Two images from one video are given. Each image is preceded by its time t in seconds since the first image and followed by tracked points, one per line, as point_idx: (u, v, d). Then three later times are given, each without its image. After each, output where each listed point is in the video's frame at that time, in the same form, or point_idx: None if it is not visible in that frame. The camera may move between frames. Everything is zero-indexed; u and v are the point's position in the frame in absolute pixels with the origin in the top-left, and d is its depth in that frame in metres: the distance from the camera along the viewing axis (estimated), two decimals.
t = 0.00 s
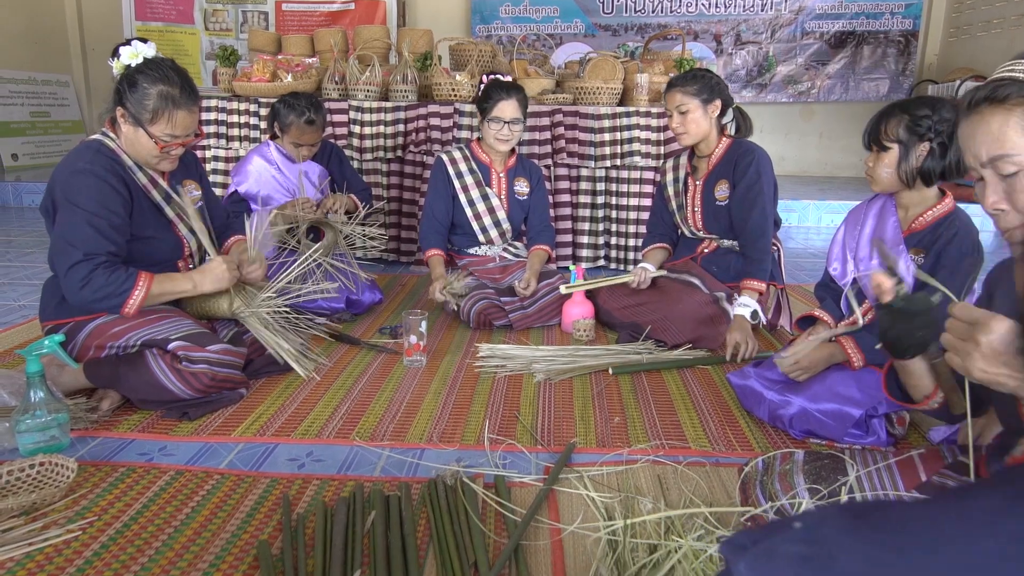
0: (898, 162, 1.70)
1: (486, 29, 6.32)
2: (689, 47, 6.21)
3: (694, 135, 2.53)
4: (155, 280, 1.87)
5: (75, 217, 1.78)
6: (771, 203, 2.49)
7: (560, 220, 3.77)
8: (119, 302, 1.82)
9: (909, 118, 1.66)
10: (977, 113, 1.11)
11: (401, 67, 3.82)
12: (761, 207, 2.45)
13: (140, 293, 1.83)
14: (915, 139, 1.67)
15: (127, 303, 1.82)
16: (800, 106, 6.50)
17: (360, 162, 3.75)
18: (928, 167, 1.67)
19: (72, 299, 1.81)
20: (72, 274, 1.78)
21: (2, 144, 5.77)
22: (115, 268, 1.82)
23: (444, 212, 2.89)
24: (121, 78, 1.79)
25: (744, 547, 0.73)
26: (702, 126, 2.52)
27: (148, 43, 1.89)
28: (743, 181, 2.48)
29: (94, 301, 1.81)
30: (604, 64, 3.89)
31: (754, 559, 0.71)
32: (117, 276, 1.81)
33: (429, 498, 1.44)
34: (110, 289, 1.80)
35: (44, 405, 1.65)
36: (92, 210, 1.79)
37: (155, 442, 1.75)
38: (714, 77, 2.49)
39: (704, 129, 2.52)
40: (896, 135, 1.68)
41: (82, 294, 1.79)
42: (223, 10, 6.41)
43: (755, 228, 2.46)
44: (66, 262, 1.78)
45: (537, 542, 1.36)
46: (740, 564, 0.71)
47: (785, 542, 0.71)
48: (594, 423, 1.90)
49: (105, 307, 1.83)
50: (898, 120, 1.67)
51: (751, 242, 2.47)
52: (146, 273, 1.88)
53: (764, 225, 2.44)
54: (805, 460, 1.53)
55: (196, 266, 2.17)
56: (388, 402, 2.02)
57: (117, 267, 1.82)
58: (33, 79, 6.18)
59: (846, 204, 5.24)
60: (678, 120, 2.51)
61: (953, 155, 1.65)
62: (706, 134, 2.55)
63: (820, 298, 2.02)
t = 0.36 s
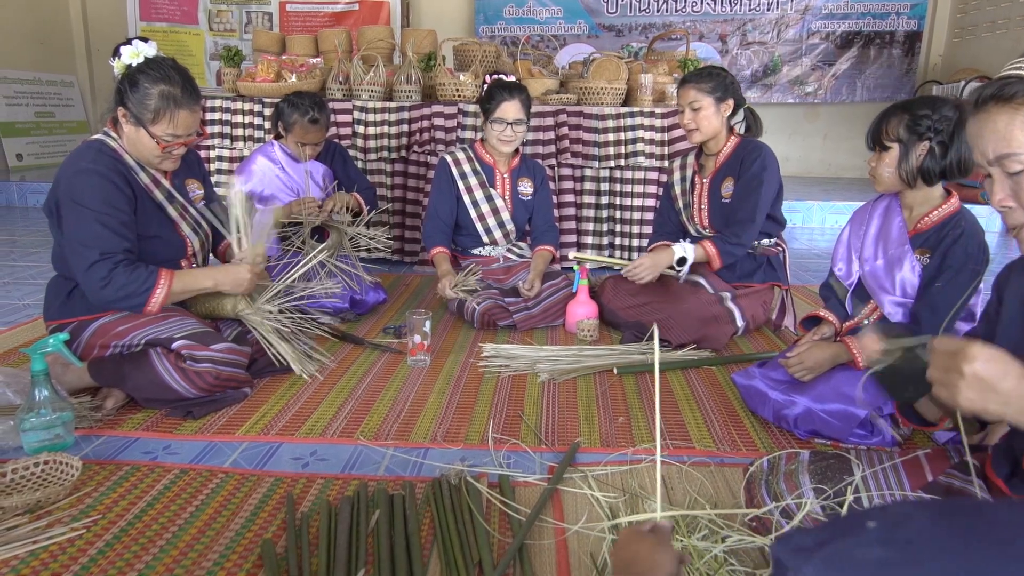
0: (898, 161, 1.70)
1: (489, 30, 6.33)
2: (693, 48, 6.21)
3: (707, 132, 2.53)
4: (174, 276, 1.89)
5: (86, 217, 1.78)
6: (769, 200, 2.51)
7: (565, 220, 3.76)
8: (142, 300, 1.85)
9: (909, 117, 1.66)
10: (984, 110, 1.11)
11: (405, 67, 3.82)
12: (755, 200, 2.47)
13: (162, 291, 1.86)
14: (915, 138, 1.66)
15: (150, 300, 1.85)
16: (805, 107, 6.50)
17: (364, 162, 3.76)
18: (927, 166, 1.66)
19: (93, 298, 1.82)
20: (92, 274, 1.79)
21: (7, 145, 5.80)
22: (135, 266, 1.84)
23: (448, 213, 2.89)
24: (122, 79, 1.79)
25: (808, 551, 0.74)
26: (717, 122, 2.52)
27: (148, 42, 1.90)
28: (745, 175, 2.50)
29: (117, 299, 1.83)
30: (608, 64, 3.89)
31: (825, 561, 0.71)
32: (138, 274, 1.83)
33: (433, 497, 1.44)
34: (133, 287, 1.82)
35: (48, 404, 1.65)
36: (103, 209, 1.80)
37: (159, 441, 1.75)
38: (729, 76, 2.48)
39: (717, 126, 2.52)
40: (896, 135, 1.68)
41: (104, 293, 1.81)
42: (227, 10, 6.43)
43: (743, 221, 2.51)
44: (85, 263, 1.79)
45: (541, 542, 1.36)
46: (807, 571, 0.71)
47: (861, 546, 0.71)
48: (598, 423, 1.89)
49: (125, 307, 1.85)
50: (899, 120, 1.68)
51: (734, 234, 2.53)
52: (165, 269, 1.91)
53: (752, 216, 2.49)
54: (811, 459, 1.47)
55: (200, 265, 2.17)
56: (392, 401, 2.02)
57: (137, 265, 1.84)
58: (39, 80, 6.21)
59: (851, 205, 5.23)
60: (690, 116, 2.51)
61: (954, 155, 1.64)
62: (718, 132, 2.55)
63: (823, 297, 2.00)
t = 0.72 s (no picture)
0: (912, 161, 1.68)
1: (496, 31, 6.33)
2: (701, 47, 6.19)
3: (710, 133, 2.52)
4: (192, 271, 1.92)
5: (103, 213, 1.79)
6: (774, 195, 2.50)
7: (573, 220, 3.76)
8: (160, 295, 1.87)
9: (924, 117, 1.63)
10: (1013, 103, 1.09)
11: (413, 66, 3.82)
12: (760, 194, 2.46)
13: (180, 286, 1.88)
14: (929, 137, 1.64)
15: (167, 297, 1.87)
16: (813, 107, 6.47)
17: (372, 162, 3.76)
18: (940, 166, 1.64)
19: (112, 293, 1.83)
20: (111, 269, 1.80)
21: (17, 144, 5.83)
22: (154, 261, 1.85)
23: (455, 213, 2.89)
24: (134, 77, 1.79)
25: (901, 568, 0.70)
26: (719, 124, 2.51)
27: (161, 41, 1.91)
28: (750, 171, 2.49)
29: (136, 294, 1.84)
30: (617, 64, 3.88)
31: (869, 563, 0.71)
32: (158, 269, 1.85)
33: (444, 497, 1.43)
34: (151, 283, 1.84)
35: (60, 402, 1.65)
36: (120, 206, 1.81)
37: (170, 440, 1.75)
38: (733, 76, 2.47)
39: (721, 126, 2.51)
40: (910, 134, 1.66)
41: (124, 288, 1.82)
42: (235, 11, 6.44)
43: (747, 215, 2.50)
44: (104, 258, 1.80)
45: (553, 542, 1.35)
46: None
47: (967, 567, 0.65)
48: (609, 423, 1.89)
49: (145, 302, 1.87)
50: (914, 119, 1.64)
51: (738, 228, 2.51)
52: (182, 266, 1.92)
53: (758, 211, 2.47)
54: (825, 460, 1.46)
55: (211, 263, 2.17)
56: (402, 401, 2.02)
57: (156, 260, 1.86)
58: (48, 80, 6.23)
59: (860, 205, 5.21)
60: (694, 117, 2.50)
61: (967, 155, 1.63)
62: (720, 132, 2.54)
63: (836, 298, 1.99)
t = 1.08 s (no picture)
0: (932, 161, 1.66)
1: (509, 31, 6.34)
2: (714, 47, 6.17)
3: (726, 132, 2.50)
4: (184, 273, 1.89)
5: (107, 211, 1.80)
6: (790, 196, 2.49)
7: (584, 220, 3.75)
8: (150, 296, 1.84)
9: (944, 117, 1.61)
10: None
11: (426, 67, 3.83)
12: (777, 195, 2.45)
13: (170, 286, 1.85)
14: (949, 138, 1.62)
15: (159, 296, 1.85)
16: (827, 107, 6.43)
17: (384, 162, 3.77)
18: (961, 166, 1.62)
19: (104, 292, 1.83)
20: (104, 268, 1.80)
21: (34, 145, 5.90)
22: (146, 262, 1.84)
23: (466, 213, 2.90)
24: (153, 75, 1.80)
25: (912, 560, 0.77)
26: (735, 123, 2.50)
27: (180, 41, 1.93)
28: (766, 172, 2.48)
29: (126, 294, 1.83)
30: (630, 64, 3.88)
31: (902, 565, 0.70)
32: (147, 270, 1.83)
33: (458, 496, 1.43)
34: (139, 284, 1.82)
35: (78, 399, 1.66)
36: (125, 205, 1.82)
37: (185, 437, 1.76)
38: (750, 75, 2.46)
39: (736, 126, 2.50)
40: (930, 133, 1.63)
41: (114, 287, 1.81)
42: (249, 11, 6.48)
43: (763, 217, 2.48)
44: (99, 256, 1.80)
45: (567, 542, 1.35)
46: None
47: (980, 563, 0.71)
48: (622, 423, 1.88)
49: (136, 301, 1.85)
50: (933, 119, 1.62)
51: (754, 229, 2.50)
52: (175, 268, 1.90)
53: (774, 213, 2.46)
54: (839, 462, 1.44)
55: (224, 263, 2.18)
56: (415, 400, 2.02)
57: (148, 262, 1.85)
58: (64, 81, 6.30)
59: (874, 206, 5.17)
60: (709, 116, 2.49)
61: (989, 155, 1.60)
62: (737, 131, 2.52)
63: (852, 299, 1.98)
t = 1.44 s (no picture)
0: (948, 162, 1.64)
1: (520, 31, 6.34)
2: (725, 47, 6.14)
3: (739, 131, 2.49)
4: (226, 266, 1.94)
5: (136, 213, 1.83)
6: (803, 197, 2.48)
7: (594, 220, 3.75)
8: (196, 291, 1.89)
9: (962, 119, 1.59)
10: None
11: (437, 68, 3.84)
12: (790, 196, 2.44)
13: (216, 279, 1.91)
14: (966, 139, 1.60)
15: (205, 290, 1.89)
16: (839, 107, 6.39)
17: (395, 162, 3.78)
18: (978, 168, 1.61)
19: (148, 290, 1.86)
20: (146, 266, 1.83)
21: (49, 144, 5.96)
22: (186, 257, 1.88)
23: (474, 213, 2.90)
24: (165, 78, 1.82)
25: (858, 559, 0.67)
26: (749, 123, 2.49)
27: (191, 44, 1.94)
28: (778, 173, 2.47)
29: (172, 290, 1.87)
30: (640, 64, 3.87)
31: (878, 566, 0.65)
32: (190, 265, 1.88)
33: (468, 496, 1.44)
34: (184, 279, 1.87)
35: (92, 398, 1.68)
36: (150, 205, 1.84)
37: (198, 436, 1.78)
38: (764, 76, 2.45)
39: (749, 126, 2.49)
40: (946, 135, 1.62)
41: (160, 284, 1.85)
42: (261, 13, 6.52)
43: (775, 218, 2.48)
44: (138, 256, 1.83)
45: (577, 542, 1.35)
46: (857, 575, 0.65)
47: (921, 560, 0.64)
48: (631, 424, 1.88)
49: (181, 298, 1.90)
50: (951, 120, 1.61)
51: (766, 229, 2.49)
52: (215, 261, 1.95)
53: (786, 214, 2.45)
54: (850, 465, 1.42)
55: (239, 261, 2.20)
56: (425, 400, 2.03)
57: (188, 257, 1.88)
58: (79, 81, 6.37)
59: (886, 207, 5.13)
60: (722, 116, 2.48)
61: (1007, 158, 1.59)
62: (751, 131, 2.51)
63: (864, 300, 1.98)
